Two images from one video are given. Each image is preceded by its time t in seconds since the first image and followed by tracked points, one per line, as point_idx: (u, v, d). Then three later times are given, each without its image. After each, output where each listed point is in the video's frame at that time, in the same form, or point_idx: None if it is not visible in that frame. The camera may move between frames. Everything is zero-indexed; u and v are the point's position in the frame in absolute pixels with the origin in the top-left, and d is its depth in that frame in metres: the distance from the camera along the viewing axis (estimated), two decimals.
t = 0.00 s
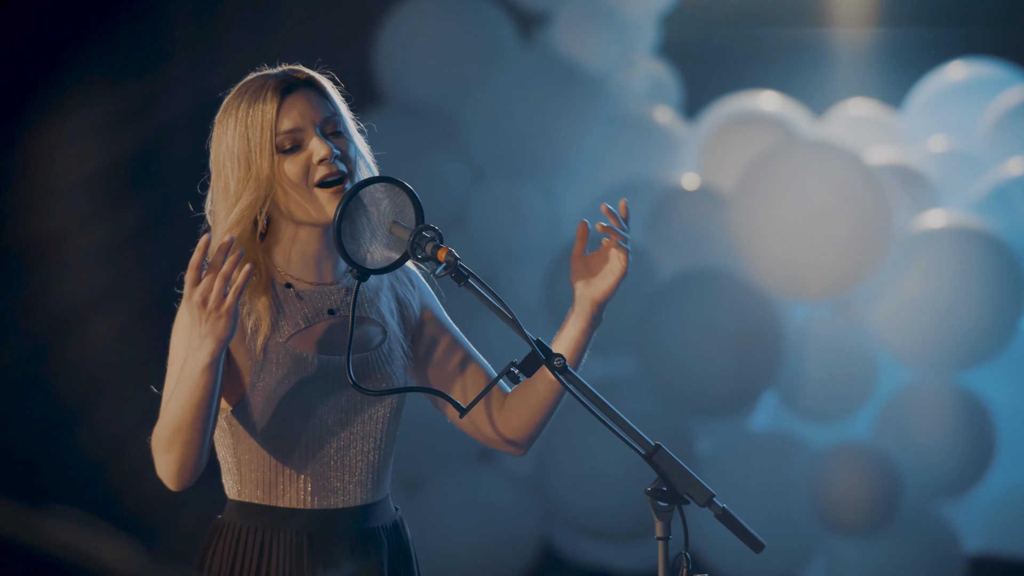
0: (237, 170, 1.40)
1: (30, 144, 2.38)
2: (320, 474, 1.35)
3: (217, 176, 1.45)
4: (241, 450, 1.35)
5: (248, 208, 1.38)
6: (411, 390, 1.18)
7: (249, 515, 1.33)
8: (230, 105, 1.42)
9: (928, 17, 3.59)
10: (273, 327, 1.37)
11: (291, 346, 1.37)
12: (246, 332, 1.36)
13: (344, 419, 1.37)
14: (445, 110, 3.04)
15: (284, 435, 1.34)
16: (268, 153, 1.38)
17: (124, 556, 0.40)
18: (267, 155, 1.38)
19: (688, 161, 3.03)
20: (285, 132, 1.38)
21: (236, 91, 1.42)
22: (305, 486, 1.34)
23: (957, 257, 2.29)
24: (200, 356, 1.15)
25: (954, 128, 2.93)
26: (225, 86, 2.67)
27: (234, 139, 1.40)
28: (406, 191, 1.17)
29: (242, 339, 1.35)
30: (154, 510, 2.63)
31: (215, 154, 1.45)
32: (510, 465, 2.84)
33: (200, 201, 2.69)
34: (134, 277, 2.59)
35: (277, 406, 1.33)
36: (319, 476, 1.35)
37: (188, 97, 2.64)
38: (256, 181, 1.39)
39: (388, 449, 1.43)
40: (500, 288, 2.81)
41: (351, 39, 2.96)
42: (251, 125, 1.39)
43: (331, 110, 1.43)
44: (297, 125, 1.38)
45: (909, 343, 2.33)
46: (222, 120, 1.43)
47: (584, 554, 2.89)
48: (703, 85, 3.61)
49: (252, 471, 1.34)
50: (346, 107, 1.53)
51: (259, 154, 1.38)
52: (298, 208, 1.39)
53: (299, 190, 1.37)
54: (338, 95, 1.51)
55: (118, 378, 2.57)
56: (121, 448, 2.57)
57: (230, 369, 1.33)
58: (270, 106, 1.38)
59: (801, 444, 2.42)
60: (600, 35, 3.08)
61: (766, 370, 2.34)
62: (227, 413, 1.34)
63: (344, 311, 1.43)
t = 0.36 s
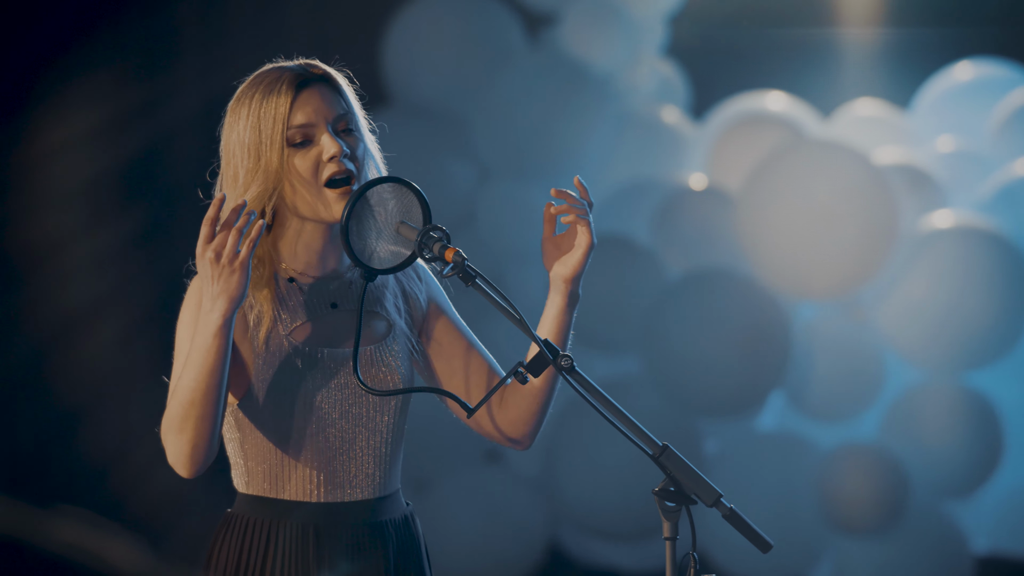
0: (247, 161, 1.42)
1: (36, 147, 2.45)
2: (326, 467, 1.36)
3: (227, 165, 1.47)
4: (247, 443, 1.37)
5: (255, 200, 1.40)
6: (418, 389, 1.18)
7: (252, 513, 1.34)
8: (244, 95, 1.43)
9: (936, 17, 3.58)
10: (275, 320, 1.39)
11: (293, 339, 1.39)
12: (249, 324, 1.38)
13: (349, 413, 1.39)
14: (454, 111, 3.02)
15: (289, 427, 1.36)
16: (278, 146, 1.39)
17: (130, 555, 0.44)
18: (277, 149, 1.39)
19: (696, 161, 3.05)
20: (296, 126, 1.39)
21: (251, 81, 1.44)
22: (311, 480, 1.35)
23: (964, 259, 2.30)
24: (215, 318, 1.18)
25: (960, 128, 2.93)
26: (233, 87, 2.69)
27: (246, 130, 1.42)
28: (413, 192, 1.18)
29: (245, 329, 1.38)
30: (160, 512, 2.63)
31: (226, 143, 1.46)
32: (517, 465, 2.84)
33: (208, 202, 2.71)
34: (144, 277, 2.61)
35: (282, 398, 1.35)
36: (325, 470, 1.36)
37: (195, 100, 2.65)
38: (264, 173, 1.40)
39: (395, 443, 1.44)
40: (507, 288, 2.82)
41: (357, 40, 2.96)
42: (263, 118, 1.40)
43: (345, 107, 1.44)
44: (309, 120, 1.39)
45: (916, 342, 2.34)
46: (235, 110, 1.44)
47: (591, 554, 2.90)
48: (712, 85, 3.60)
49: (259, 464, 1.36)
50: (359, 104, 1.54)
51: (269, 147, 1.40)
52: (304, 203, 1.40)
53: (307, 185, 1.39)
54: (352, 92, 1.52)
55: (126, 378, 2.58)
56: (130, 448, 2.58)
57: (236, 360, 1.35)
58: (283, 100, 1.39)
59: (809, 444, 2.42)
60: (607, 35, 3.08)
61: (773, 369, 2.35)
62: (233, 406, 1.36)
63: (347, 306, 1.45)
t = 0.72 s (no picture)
0: (255, 157, 1.44)
1: (46, 146, 2.46)
2: (326, 467, 1.38)
3: (235, 159, 1.49)
4: (247, 442, 1.37)
5: (260, 196, 1.42)
6: (426, 389, 1.19)
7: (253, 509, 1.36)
8: (256, 91, 1.45)
9: (945, 17, 3.57)
10: (273, 319, 1.39)
11: (292, 338, 1.39)
12: (247, 323, 1.37)
13: (348, 412, 1.40)
14: (461, 113, 3.02)
15: (288, 425, 1.37)
16: (286, 142, 1.41)
17: (136, 555, 0.42)
18: (285, 145, 1.41)
19: (704, 160, 3.06)
20: (305, 124, 1.41)
21: (264, 76, 1.46)
22: (312, 479, 1.37)
23: (972, 259, 2.29)
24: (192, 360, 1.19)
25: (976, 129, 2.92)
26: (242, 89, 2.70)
27: (255, 126, 1.43)
28: (421, 191, 1.19)
29: (243, 330, 1.36)
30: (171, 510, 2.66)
31: (236, 136, 1.48)
32: (525, 465, 2.85)
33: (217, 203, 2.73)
34: (153, 277, 2.63)
35: (280, 397, 1.36)
36: (325, 469, 1.38)
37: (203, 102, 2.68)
38: (271, 168, 1.42)
39: (395, 442, 1.46)
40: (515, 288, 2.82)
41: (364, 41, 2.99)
42: (274, 114, 1.42)
43: (355, 108, 1.45)
44: (319, 119, 1.41)
45: (925, 342, 2.34)
46: (246, 105, 1.46)
47: (599, 553, 2.91)
48: (720, 85, 3.60)
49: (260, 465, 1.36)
50: (370, 105, 1.55)
51: (277, 142, 1.41)
52: (308, 200, 1.41)
53: (312, 183, 1.40)
54: (363, 92, 1.53)
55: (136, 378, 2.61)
56: (138, 447, 2.59)
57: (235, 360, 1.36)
58: (295, 97, 1.41)
59: (816, 444, 2.42)
60: (615, 36, 3.09)
61: (781, 369, 2.34)
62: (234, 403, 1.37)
63: (349, 305, 1.46)
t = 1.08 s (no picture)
0: (262, 150, 1.44)
1: (55, 148, 2.44)
2: (320, 468, 1.39)
3: (242, 151, 1.49)
4: (240, 440, 1.38)
5: (265, 191, 1.43)
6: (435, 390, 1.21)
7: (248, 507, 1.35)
8: (269, 85, 1.46)
9: (955, 17, 3.57)
10: (269, 318, 1.41)
11: (288, 338, 1.40)
12: (244, 322, 1.39)
13: (344, 412, 1.42)
14: (470, 112, 3.03)
15: (282, 425, 1.38)
16: (296, 137, 1.41)
17: (145, 555, 0.42)
18: (294, 140, 1.41)
19: (713, 161, 3.06)
20: (317, 122, 1.42)
21: (277, 72, 1.46)
22: (305, 478, 1.38)
23: (982, 259, 2.29)
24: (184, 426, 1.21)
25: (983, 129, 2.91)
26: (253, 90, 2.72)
27: (266, 120, 1.44)
28: (430, 191, 1.20)
29: (239, 327, 1.38)
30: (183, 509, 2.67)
31: (244, 130, 1.48)
32: (534, 465, 2.86)
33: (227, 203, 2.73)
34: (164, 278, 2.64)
35: (276, 397, 1.37)
36: (319, 471, 1.39)
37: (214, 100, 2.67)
38: (279, 161, 1.42)
39: (386, 441, 1.48)
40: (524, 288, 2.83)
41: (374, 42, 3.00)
42: (285, 110, 1.42)
43: (366, 110, 1.46)
44: (330, 117, 1.42)
45: (935, 342, 2.34)
46: (256, 100, 1.46)
47: (607, 553, 2.92)
48: (729, 85, 3.60)
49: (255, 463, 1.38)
50: (380, 107, 1.57)
51: (287, 137, 1.42)
52: (312, 198, 1.42)
53: (317, 181, 1.41)
54: (375, 94, 1.54)
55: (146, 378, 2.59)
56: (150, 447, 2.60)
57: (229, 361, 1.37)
58: (309, 94, 1.42)
59: (826, 444, 2.42)
60: (625, 37, 3.10)
61: (791, 369, 2.35)
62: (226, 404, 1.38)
63: (344, 307, 1.48)
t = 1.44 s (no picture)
0: (260, 144, 1.45)
1: (65, 150, 2.48)
2: (304, 468, 1.39)
3: (236, 145, 1.49)
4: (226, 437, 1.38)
5: (260, 184, 1.43)
6: (443, 389, 1.22)
7: (237, 504, 1.35)
8: (268, 80, 1.47)
9: (966, 17, 3.56)
10: (258, 316, 1.39)
11: (278, 335, 1.40)
12: (231, 319, 1.35)
13: (331, 412, 1.42)
14: (477, 112, 3.05)
15: (270, 423, 1.37)
16: (294, 131, 1.43)
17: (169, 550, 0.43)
18: (293, 134, 1.43)
19: (720, 161, 3.06)
20: (316, 117, 1.44)
21: (275, 68, 1.48)
22: (290, 477, 1.38)
23: (989, 258, 2.29)
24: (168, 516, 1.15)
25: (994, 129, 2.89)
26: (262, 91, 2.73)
27: (263, 115, 1.45)
28: (437, 191, 1.21)
29: (226, 326, 1.35)
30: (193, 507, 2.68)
31: (238, 124, 1.49)
32: (542, 465, 2.87)
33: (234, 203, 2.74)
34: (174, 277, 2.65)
35: (264, 395, 1.36)
36: (303, 471, 1.39)
37: (222, 100, 2.67)
38: (277, 154, 1.43)
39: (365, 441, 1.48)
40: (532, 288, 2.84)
41: (381, 42, 3.01)
42: (283, 105, 1.44)
43: (361, 109, 1.49)
44: (329, 113, 1.44)
45: (943, 342, 2.34)
46: (253, 95, 1.48)
47: (615, 552, 2.92)
48: (736, 85, 3.60)
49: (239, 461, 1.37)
50: (376, 109, 1.60)
51: (285, 131, 1.43)
52: (309, 194, 1.43)
53: (314, 177, 1.42)
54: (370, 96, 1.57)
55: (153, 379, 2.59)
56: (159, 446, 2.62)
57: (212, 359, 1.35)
58: (309, 90, 1.44)
59: (835, 445, 2.42)
60: (633, 37, 3.10)
61: (798, 370, 2.35)
62: (208, 399, 1.37)
63: (332, 306, 1.49)
